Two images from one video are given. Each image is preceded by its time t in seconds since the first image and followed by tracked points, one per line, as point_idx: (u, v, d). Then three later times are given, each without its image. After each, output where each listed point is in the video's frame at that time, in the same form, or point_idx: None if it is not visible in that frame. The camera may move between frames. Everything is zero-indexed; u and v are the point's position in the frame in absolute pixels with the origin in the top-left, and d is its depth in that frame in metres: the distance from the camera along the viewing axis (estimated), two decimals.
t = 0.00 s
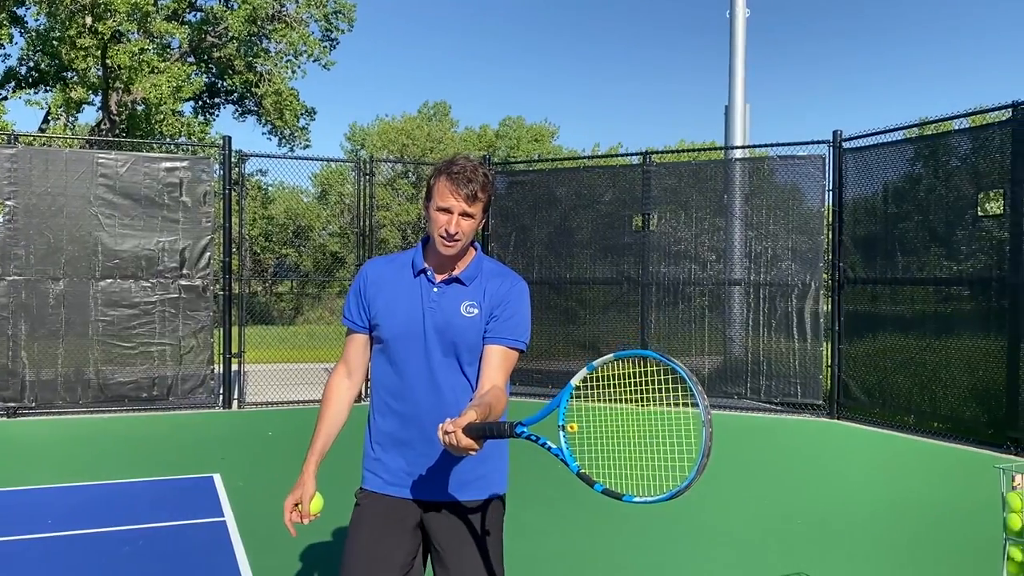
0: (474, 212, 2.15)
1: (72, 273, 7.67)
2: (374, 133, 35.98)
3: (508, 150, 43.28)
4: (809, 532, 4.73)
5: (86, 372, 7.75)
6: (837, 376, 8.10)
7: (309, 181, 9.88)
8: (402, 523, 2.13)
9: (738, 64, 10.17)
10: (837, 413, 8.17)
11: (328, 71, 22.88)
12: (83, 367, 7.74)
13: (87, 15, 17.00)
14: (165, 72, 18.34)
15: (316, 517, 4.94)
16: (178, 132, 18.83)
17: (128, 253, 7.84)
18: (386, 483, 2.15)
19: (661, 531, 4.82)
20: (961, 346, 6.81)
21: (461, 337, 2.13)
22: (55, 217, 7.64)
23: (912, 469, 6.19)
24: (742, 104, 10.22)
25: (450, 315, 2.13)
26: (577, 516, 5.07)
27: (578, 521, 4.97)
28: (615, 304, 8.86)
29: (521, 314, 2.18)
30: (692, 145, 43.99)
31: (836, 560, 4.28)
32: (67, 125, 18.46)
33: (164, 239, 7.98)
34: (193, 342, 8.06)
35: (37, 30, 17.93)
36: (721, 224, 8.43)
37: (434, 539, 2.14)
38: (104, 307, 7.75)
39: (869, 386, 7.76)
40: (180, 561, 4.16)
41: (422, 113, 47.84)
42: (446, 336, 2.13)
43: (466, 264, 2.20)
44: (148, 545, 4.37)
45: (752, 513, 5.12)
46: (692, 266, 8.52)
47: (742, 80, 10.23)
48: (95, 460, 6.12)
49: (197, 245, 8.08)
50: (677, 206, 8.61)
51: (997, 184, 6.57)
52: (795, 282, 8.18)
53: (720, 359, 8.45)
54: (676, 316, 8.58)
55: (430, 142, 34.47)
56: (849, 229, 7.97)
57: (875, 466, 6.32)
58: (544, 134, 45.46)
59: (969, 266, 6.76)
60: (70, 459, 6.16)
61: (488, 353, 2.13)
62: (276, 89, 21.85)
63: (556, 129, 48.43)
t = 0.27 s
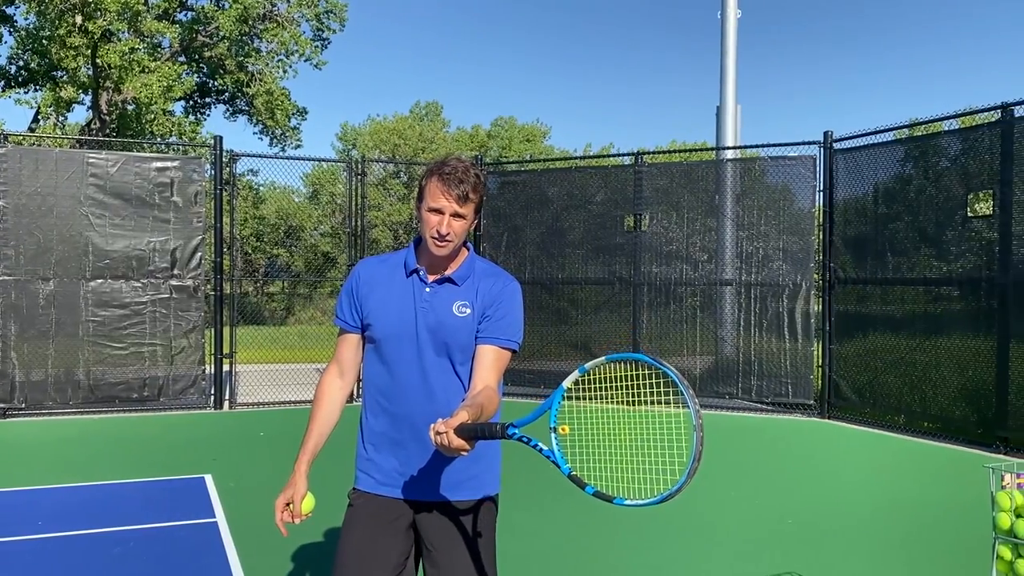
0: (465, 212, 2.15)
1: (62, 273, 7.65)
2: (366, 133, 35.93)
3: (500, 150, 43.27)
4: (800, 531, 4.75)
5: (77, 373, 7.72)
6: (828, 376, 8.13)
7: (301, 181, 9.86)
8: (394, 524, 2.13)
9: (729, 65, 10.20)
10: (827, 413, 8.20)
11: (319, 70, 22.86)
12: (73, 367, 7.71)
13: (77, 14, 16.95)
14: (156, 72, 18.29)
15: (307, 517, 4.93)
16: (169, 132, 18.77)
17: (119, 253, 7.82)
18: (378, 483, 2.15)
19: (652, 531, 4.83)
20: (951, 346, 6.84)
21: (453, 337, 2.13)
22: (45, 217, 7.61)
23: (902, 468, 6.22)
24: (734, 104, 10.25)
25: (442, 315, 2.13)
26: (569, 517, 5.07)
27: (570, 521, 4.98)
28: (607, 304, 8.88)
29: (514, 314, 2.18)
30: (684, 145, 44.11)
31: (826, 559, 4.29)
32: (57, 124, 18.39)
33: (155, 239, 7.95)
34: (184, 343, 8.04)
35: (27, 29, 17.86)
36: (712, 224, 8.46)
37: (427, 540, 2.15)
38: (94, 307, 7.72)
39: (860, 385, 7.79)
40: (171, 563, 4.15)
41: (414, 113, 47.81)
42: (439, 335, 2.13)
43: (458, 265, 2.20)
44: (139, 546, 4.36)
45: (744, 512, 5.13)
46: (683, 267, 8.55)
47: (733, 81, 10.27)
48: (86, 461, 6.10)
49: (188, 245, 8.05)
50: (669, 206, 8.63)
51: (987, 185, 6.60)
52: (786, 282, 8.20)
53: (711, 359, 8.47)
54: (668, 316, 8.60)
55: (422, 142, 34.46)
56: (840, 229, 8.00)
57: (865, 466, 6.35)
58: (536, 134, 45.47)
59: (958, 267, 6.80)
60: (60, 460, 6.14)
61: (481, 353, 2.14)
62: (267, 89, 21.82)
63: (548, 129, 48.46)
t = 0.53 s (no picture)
0: (462, 207, 2.15)
1: (54, 273, 7.62)
2: (359, 133, 35.89)
3: (493, 150, 43.26)
4: (794, 530, 4.77)
5: (69, 373, 7.69)
6: (821, 375, 8.15)
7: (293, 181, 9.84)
8: (392, 523, 2.14)
9: (722, 66, 10.23)
10: (820, 413, 8.23)
11: (312, 70, 22.83)
12: (65, 367, 7.67)
13: (69, 12, 16.88)
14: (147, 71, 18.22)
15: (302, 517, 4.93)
16: (161, 132, 18.71)
17: (111, 253, 7.79)
18: (376, 482, 2.15)
19: (647, 530, 4.85)
20: (943, 345, 6.88)
21: (452, 336, 2.13)
22: (37, 217, 7.58)
23: (894, 467, 6.24)
24: (726, 105, 10.28)
25: (440, 314, 2.14)
26: (564, 516, 5.08)
27: (566, 521, 4.99)
28: (600, 304, 8.89)
29: (512, 313, 2.19)
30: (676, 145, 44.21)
31: (820, 557, 4.31)
32: (48, 123, 18.31)
33: (148, 239, 7.93)
34: (177, 343, 8.01)
35: (18, 28, 17.79)
36: (705, 224, 8.48)
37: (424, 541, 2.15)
38: (87, 307, 7.69)
39: (852, 385, 7.82)
40: (166, 563, 4.14)
41: (407, 113, 47.76)
42: (437, 334, 2.13)
43: (456, 263, 2.21)
44: (134, 547, 4.34)
45: (738, 511, 5.15)
46: (676, 267, 8.56)
47: (726, 81, 10.29)
48: (78, 462, 6.08)
49: (181, 244, 8.04)
50: (662, 206, 8.65)
51: (979, 185, 6.62)
52: (779, 281, 8.22)
53: (704, 359, 8.49)
54: (661, 316, 8.62)
55: (414, 142, 34.44)
56: (832, 229, 8.03)
57: (858, 464, 6.37)
58: (529, 134, 45.48)
59: (950, 267, 6.83)
60: (52, 460, 6.11)
61: (479, 352, 2.14)
62: (259, 88, 21.78)
63: (541, 129, 48.47)
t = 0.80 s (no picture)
0: (466, 203, 2.16)
1: (48, 272, 7.59)
2: (352, 133, 35.86)
3: (486, 150, 43.28)
4: (790, 527, 4.79)
5: (62, 372, 7.67)
6: (816, 374, 8.18)
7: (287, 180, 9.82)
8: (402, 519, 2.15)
9: (716, 66, 10.25)
10: (814, 411, 8.25)
11: (305, 69, 22.80)
12: (59, 367, 7.65)
13: (60, 11, 16.82)
14: (139, 70, 18.13)
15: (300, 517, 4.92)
16: (153, 131, 18.66)
17: (105, 252, 7.77)
18: (384, 478, 2.15)
19: (644, 528, 4.86)
20: (937, 344, 6.91)
21: (458, 331, 2.14)
22: (30, 215, 7.56)
23: (889, 465, 6.27)
24: (721, 105, 10.30)
25: (447, 309, 2.15)
26: (562, 515, 5.08)
27: (564, 520, 4.99)
28: (596, 303, 8.90)
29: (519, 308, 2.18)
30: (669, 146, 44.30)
31: (817, 555, 4.33)
32: (40, 122, 18.25)
33: (143, 238, 7.91)
34: (171, 342, 7.99)
35: (10, 26, 17.72)
36: (699, 224, 8.51)
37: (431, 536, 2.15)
38: (81, 306, 7.67)
39: (846, 384, 7.85)
40: (163, 562, 4.13)
41: (400, 113, 47.74)
42: (443, 328, 2.14)
43: (462, 259, 2.22)
44: (131, 546, 4.34)
45: (734, 510, 5.16)
46: (671, 266, 8.59)
47: (720, 81, 10.32)
48: (73, 461, 6.07)
49: (176, 243, 8.02)
50: (657, 205, 8.67)
51: (972, 184, 6.64)
52: (773, 281, 8.25)
53: (699, 358, 8.52)
54: (656, 315, 8.64)
55: (407, 142, 34.42)
56: (826, 229, 8.06)
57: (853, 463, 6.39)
58: (522, 134, 45.48)
59: (942, 266, 6.86)
60: (47, 459, 6.09)
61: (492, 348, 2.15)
62: (252, 87, 21.74)
63: (534, 129, 48.48)
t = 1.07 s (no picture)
0: (479, 204, 2.17)
1: (45, 270, 7.58)
2: (345, 132, 35.83)
3: (479, 150, 43.29)
4: (788, 524, 4.82)
5: (58, 371, 7.66)
6: (811, 373, 8.23)
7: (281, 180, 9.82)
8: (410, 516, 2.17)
9: (711, 67, 10.29)
10: (810, 410, 8.30)
11: (298, 69, 22.79)
12: (55, 366, 7.64)
13: (53, 10, 16.77)
14: (133, 69, 18.07)
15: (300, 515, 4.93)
16: (146, 130, 18.62)
17: (101, 251, 7.76)
18: (396, 471, 2.20)
19: (643, 525, 4.88)
20: (931, 343, 6.96)
21: (469, 328, 2.16)
22: (26, 214, 7.55)
23: (884, 463, 6.32)
24: (715, 105, 10.34)
25: (458, 306, 2.17)
26: (561, 512, 5.11)
27: (563, 516, 5.01)
28: (592, 302, 8.93)
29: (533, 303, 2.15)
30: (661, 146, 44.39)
31: (815, 551, 4.37)
32: (32, 121, 18.19)
33: (139, 237, 7.91)
34: (168, 341, 7.99)
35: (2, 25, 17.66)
36: (694, 223, 8.54)
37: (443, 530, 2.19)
38: (77, 305, 7.67)
39: (841, 383, 7.89)
40: (165, 559, 4.14)
41: (394, 113, 47.71)
42: (454, 325, 2.17)
43: (475, 256, 2.24)
44: (132, 543, 4.35)
45: (732, 506, 5.19)
46: (666, 265, 8.62)
47: (714, 82, 10.36)
48: (71, 459, 6.06)
49: (173, 242, 8.02)
50: (652, 205, 8.70)
51: (965, 184, 6.68)
52: (768, 280, 8.29)
53: (694, 357, 8.56)
54: (651, 314, 8.68)
55: (401, 142, 34.40)
56: (821, 228, 8.10)
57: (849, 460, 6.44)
58: (516, 134, 45.49)
59: (935, 266, 6.91)
60: (45, 458, 6.09)
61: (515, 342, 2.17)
62: (246, 87, 21.71)
63: (527, 130, 48.50)
